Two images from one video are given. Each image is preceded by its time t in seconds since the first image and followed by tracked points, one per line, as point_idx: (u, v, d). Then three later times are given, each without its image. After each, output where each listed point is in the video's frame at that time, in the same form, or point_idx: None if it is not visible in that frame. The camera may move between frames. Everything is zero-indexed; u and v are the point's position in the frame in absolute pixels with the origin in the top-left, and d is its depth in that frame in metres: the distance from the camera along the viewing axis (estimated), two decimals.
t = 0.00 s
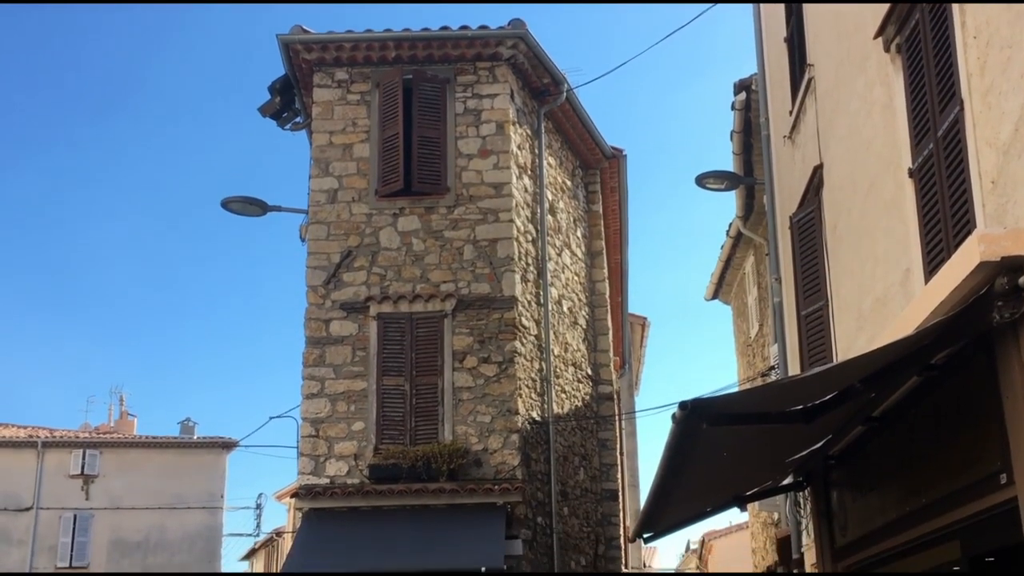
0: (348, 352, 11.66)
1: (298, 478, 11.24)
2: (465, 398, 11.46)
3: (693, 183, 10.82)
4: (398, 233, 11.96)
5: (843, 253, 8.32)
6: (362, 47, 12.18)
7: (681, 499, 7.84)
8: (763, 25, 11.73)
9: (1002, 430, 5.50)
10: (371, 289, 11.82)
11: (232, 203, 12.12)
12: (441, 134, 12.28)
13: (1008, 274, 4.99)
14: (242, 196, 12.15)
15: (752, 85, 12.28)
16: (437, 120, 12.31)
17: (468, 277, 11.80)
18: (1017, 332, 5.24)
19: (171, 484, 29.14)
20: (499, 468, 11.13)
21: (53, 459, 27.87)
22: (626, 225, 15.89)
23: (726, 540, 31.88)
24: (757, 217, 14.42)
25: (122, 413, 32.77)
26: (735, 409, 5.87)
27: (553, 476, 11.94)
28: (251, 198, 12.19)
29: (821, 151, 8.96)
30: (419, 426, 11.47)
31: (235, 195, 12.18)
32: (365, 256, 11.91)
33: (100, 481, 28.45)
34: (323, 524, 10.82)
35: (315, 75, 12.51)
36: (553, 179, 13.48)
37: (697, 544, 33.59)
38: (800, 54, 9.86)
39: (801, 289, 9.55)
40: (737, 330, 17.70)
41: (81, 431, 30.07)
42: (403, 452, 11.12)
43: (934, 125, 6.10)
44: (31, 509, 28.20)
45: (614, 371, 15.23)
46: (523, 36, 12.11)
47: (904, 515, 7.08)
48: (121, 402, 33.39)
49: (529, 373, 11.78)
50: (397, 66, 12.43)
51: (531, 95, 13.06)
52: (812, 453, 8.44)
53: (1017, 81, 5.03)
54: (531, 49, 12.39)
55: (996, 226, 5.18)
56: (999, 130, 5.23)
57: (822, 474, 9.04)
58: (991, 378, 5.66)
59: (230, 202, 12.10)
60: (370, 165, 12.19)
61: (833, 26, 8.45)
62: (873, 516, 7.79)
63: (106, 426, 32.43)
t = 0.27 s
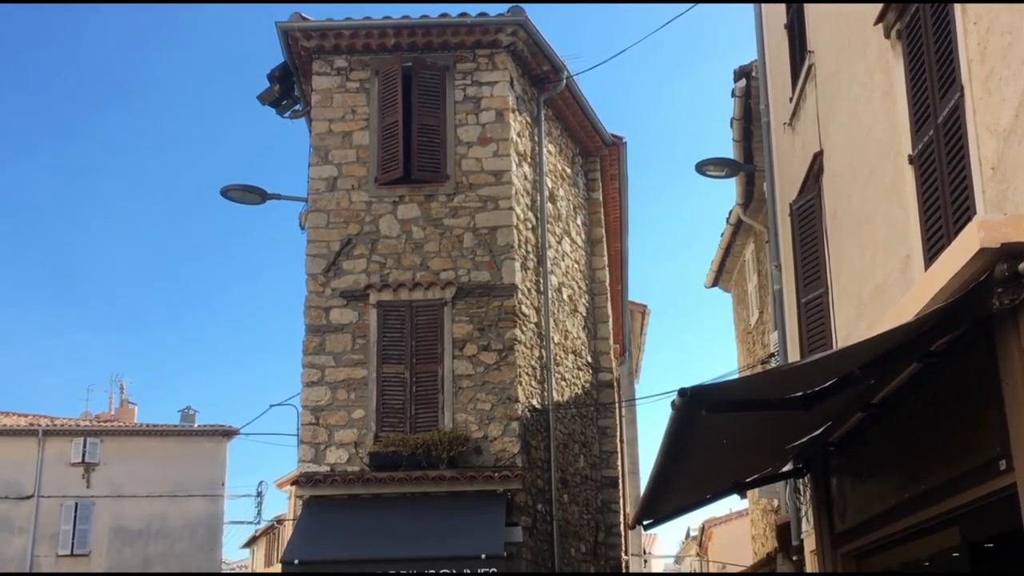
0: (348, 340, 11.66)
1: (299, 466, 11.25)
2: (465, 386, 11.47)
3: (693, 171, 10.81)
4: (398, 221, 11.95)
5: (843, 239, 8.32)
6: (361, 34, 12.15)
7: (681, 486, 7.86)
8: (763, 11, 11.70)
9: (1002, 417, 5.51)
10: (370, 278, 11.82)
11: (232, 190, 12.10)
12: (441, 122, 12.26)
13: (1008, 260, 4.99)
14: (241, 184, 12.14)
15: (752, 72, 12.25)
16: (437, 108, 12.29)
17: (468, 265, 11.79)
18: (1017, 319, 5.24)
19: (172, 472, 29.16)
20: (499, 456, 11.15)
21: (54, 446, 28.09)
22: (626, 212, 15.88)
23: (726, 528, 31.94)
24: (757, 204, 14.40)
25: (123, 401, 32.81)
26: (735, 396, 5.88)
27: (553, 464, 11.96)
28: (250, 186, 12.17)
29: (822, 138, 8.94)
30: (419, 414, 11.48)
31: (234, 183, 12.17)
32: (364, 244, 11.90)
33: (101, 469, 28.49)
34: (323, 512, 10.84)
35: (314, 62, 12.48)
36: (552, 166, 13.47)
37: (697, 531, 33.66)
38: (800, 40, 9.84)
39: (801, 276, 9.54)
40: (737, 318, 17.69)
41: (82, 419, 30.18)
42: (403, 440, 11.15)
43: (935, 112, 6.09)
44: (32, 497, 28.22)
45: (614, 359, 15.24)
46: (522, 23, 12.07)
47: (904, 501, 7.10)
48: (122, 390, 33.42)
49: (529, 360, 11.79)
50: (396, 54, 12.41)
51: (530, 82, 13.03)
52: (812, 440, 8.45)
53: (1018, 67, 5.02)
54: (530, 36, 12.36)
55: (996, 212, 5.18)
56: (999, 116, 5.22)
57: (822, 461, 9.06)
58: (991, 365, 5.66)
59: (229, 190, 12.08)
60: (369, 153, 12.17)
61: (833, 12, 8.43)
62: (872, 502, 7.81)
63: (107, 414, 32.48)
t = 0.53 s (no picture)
0: (348, 326, 11.67)
1: (299, 451, 11.27)
2: (464, 371, 11.48)
3: (693, 156, 10.79)
4: (397, 207, 11.94)
5: (843, 224, 8.31)
6: (360, 19, 12.11)
7: (681, 470, 7.88)
8: None
9: (1001, 402, 5.52)
10: (370, 263, 11.81)
11: (230, 176, 12.08)
12: (440, 107, 12.23)
13: (1008, 244, 4.98)
14: (240, 169, 12.12)
15: (752, 56, 12.21)
16: (436, 93, 12.27)
17: (467, 251, 11.78)
18: (1017, 303, 5.24)
19: (172, 457, 29.13)
20: (499, 441, 11.17)
21: (55, 433, 28.10)
22: (626, 197, 15.85)
23: (726, 512, 31.99)
24: (757, 189, 14.38)
25: (123, 387, 32.85)
26: (735, 381, 5.88)
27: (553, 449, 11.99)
28: (249, 171, 12.15)
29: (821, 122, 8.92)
30: (419, 399, 11.50)
31: (233, 169, 12.15)
32: (364, 230, 11.89)
33: (101, 454, 28.54)
34: (324, 497, 10.86)
35: (312, 47, 12.43)
36: (552, 151, 13.45)
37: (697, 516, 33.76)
38: (800, 24, 9.81)
39: (801, 260, 9.54)
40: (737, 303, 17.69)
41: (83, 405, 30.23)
42: (403, 426, 11.16)
43: (935, 95, 6.07)
44: (33, 483, 28.35)
45: (614, 345, 15.25)
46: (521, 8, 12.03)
47: (903, 485, 7.12)
48: (122, 376, 33.44)
49: (528, 345, 11.80)
50: (395, 39, 12.37)
51: (530, 67, 13.00)
52: (812, 425, 8.46)
53: (1018, 50, 5.00)
54: (530, 21, 12.32)
55: (996, 196, 5.17)
56: (999, 100, 5.21)
57: (821, 446, 9.08)
58: (990, 349, 5.67)
59: (228, 175, 12.06)
60: (368, 139, 12.15)
61: None
62: (871, 487, 7.83)
63: (107, 400, 32.52)
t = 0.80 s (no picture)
0: (348, 314, 11.67)
1: (299, 438, 11.29)
2: (464, 359, 11.49)
3: (693, 142, 10.77)
4: (396, 194, 11.92)
5: (842, 211, 8.30)
6: (359, 6, 12.06)
7: (681, 457, 7.89)
8: None
9: (1000, 387, 5.52)
10: (369, 251, 11.81)
11: (229, 164, 12.07)
12: (439, 94, 12.20)
13: (1007, 230, 4.98)
14: (239, 157, 12.10)
15: (752, 43, 12.18)
16: (435, 80, 12.24)
17: (467, 238, 11.78)
18: (1016, 289, 5.24)
19: (174, 446, 29.13)
20: (499, 428, 11.18)
21: (55, 420, 28.26)
22: (626, 185, 15.83)
23: (726, 499, 32.03)
24: (757, 176, 14.36)
25: (123, 375, 32.87)
26: (734, 368, 5.89)
27: (553, 435, 12.01)
28: (248, 159, 12.14)
29: (821, 108, 8.90)
30: (419, 386, 11.51)
31: (232, 156, 12.13)
32: (363, 217, 11.88)
33: (102, 442, 28.70)
34: (324, 484, 10.88)
35: (311, 35, 12.39)
36: (552, 138, 13.43)
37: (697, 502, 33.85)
38: (800, 10, 9.78)
39: (801, 247, 9.53)
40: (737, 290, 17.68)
41: (83, 393, 30.32)
42: (402, 413, 11.16)
43: (935, 81, 6.06)
44: (34, 471, 28.40)
45: (613, 332, 15.25)
46: None
47: (902, 472, 7.14)
48: (123, 364, 33.44)
49: (528, 333, 11.80)
50: (394, 26, 12.33)
51: (529, 54, 12.96)
52: (811, 412, 8.47)
53: (1018, 36, 4.99)
54: (529, 7, 12.28)
55: (996, 182, 5.16)
56: (999, 86, 5.19)
57: (821, 432, 9.10)
58: (989, 335, 5.66)
59: (227, 163, 12.04)
60: (367, 126, 12.12)
61: None
62: (870, 473, 7.85)
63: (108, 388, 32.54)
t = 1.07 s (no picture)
0: (347, 301, 11.67)
1: (299, 426, 11.31)
2: (463, 346, 11.49)
3: (692, 129, 10.75)
4: (396, 181, 11.91)
5: (842, 197, 8.28)
6: None
7: (680, 444, 7.91)
8: None
9: (999, 373, 5.53)
10: (368, 238, 11.80)
11: (228, 151, 12.05)
12: (438, 81, 12.18)
13: (1007, 216, 4.98)
14: (238, 145, 12.08)
15: (752, 29, 12.14)
16: (434, 67, 12.22)
17: (466, 225, 11.77)
18: (1016, 275, 5.24)
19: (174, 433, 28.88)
20: (499, 415, 11.19)
21: (55, 408, 28.59)
22: (625, 171, 15.81)
23: (726, 485, 32.08)
24: (757, 162, 14.34)
25: (123, 363, 32.92)
26: (734, 354, 5.90)
27: (553, 422, 12.03)
28: (246, 146, 12.12)
29: (821, 95, 8.88)
30: (418, 373, 11.52)
31: (231, 144, 12.11)
32: (362, 204, 11.87)
33: (102, 429, 28.78)
34: (324, 471, 10.90)
35: (309, 21, 12.36)
36: (551, 125, 13.41)
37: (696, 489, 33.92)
38: None
39: (801, 234, 9.51)
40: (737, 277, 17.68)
41: (83, 381, 30.40)
42: (402, 400, 11.18)
43: (935, 67, 6.05)
44: (34, 459, 28.67)
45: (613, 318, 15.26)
46: None
47: (901, 458, 7.15)
48: (123, 352, 33.47)
49: (527, 320, 11.80)
50: (392, 12, 12.29)
51: (528, 40, 12.93)
52: (810, 398, 8.47)
53: (1019, 21, 4.97)
54: None
55: (996, 167, 5.15)
56: (999, 71, 5.18)
57: (820, 419, 9.11)
58: (989, 321, 5.67)
59: (226, 150, 12.03)
60: (366, 113, 12.09)
61: None
62: (870, 459, 7.86)
63: (108, 375, 32.60)
